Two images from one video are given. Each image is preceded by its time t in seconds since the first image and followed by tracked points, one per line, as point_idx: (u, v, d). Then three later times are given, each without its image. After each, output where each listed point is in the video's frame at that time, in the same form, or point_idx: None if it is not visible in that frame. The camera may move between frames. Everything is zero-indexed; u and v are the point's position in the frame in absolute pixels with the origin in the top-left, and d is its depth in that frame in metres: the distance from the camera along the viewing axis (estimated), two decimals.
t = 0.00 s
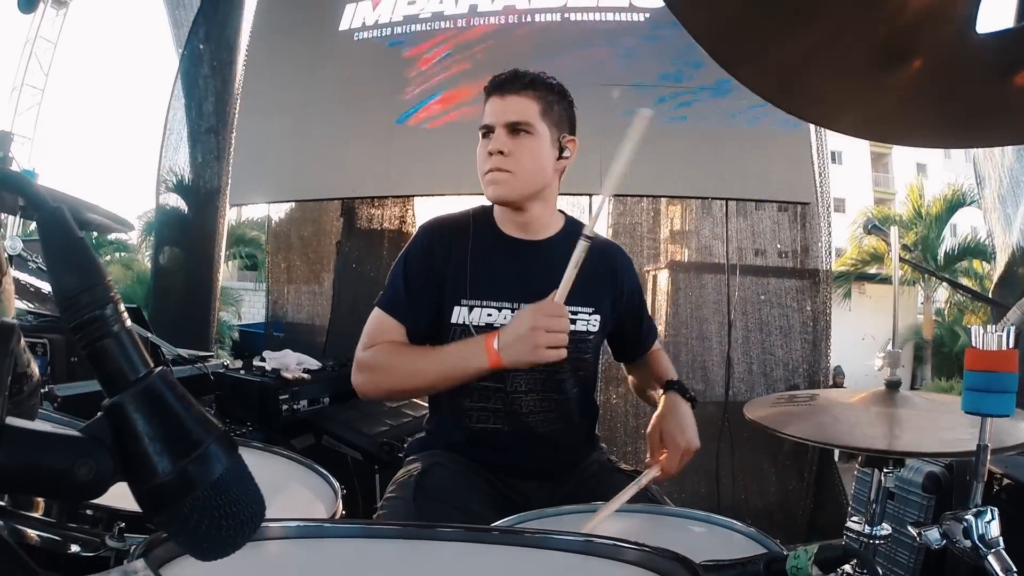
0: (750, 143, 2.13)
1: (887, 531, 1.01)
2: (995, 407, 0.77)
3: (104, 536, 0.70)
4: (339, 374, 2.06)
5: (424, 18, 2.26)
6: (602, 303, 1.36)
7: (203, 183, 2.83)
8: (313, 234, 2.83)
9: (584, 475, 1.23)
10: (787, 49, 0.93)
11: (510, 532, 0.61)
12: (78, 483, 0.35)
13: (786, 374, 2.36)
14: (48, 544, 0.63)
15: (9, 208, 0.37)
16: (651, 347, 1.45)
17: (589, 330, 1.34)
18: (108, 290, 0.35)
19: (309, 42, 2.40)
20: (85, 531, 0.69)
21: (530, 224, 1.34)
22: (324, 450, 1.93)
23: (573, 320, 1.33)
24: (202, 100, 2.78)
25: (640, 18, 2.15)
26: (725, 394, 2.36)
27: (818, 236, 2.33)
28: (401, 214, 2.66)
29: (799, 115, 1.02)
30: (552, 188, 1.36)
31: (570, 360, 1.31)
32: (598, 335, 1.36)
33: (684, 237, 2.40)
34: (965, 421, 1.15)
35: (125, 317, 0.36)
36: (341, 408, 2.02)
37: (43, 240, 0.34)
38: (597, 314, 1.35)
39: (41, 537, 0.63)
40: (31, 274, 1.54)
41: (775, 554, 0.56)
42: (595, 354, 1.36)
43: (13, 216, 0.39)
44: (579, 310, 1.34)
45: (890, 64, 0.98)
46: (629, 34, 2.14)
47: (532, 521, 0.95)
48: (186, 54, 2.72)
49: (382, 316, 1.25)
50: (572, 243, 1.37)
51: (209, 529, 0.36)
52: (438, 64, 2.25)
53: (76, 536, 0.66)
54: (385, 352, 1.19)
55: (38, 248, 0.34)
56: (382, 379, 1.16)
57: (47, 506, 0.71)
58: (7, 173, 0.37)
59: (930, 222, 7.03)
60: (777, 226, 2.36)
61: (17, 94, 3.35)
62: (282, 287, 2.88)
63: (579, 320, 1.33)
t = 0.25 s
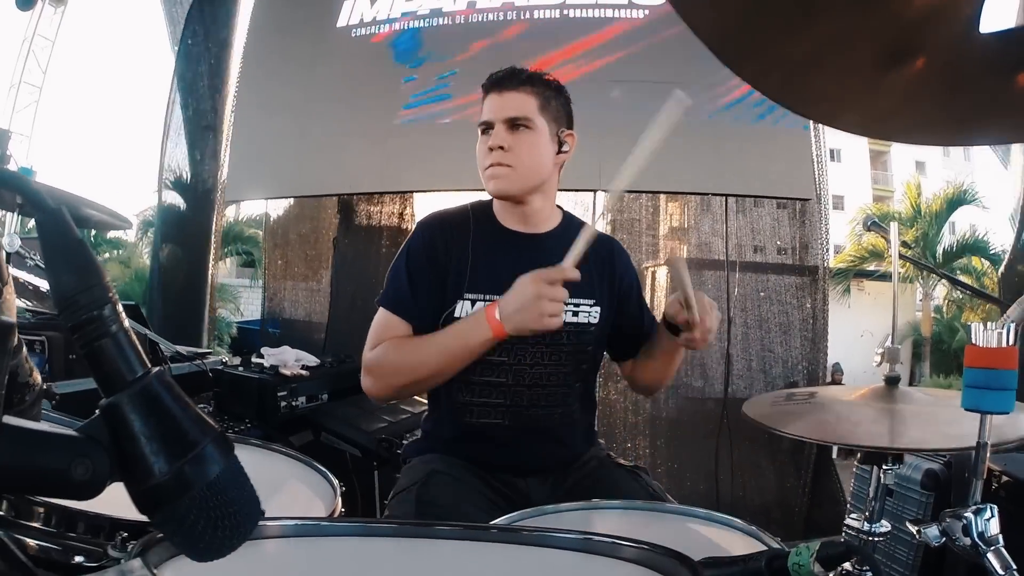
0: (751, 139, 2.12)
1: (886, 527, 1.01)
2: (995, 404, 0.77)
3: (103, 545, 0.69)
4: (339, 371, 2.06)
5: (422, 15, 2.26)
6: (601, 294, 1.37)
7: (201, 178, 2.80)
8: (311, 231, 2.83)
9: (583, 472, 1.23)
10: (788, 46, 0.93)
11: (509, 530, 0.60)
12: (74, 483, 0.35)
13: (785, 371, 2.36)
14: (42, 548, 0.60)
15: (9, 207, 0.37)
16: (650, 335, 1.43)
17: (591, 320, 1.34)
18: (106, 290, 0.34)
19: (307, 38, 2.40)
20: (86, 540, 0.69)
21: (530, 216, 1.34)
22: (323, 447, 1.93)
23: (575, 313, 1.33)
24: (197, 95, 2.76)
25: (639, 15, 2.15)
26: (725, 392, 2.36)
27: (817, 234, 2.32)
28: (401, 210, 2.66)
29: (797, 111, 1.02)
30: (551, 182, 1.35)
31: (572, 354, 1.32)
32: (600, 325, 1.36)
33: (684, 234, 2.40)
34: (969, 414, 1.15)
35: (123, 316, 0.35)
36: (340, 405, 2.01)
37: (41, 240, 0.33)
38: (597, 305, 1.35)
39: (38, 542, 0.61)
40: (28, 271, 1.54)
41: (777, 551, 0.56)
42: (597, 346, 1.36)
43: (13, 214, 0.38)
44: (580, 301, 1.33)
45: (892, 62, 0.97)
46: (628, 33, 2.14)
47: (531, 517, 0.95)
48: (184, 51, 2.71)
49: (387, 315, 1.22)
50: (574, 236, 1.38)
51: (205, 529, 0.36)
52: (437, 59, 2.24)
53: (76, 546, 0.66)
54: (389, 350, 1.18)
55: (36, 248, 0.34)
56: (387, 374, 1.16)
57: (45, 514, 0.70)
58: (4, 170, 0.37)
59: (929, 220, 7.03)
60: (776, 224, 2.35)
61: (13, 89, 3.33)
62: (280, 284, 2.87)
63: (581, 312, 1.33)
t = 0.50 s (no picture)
0: (751, 138, 2.13)
1: (887, 528, 1.01)
2: (994, 405, 0.77)
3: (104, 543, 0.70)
4: (339, 372, 2.06)
5: (423, 13, 2.27)
6: (604, 304, 1.37)
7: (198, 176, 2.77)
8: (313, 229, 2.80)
9: (583, 473, 1.24)
10: (786, 46, 0.93)
11: (510, 530, 0.60)
12: (76, 482, 0.35)
13: (787, 372, 2.36)
14: (43, 548, 0.60)
15: (8, 206, 0.37)
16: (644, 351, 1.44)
17: (595, 330, 1.35)
18: (105, 291, 0.34)
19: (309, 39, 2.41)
20: (87, 539, 0.69)
21: (542, 228, 1.34)
22: (324, 447, 1.93)
23: (579, 322, 1.33)
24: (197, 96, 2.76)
25: (641, 14, 2.15)
26: (726, 393, 2.36)
27: (818, 235, 2.32)
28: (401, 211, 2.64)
29: (792, 112, 1.03)
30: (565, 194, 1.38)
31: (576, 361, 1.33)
32: (602, 334, 1.37)
33: (684, 235, 2.39)
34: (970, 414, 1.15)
35: (123, 316, 0.35)
36: (340, 405, 2.01)
37: (39, 239, 0.33)
38: (601, 316, 1.35)
39: (39, 540, 0.61)
40: (30, 271, 1.54)
41: (776, 552, 0.56)
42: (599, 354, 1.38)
43: (13, 213, 0.38)
44: (586, 311, 1.33)
45: (892, 65, 0.97)
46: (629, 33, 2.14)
47: (531, 518, 0.95)
48: (183, 49, 2.70)
49: (393, 321, 1.22)
50: (579, 243, 1.39)
51: (207, 527, 0.36)
52: (437, 59, 2.23)
53: (76, 544, 0.65)
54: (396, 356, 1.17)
55: (34, 249, 0.34)
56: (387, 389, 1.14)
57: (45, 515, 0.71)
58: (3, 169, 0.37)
59: (931, 222, 7.02)
60: (777, 225, 2.34)
61: (15, 90, 3.34)
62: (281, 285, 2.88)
63: (586, 322, 1.33)
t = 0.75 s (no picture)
0: (753, 137, 2.13)
1: (887, 529, 1.01)
2: (995, 406, 0.77)
3: (105, 542, 0.69)
4: (340, 371, 2.06)
5: (424, 9, 2.26)
6: (607, 302, 1.37)
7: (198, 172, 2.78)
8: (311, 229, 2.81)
9: (583, 473, 1.24)
10: (790, 46, 0.93)
11: (510, 530, 0.61)
12: (76, 481, 0.35)
13: (788, 371, 2.36)
14: (42, 543, 0.61)
15: (11, 203, 0.37)
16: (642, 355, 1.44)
17: (596, 327, 1.34)
18: (108, 289, 0.34)
19: (311, 37, 2.41)
20: (86, 537, 0.69)
21: (542, 223, 1.35)
22: (324, 446, 1.93)
23: (581, 318, 1.32)
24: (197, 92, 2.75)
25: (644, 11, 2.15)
26: (727, 393, 2.36)
27: (820, 235, 2.32)
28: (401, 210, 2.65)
29: (797, 112, 1.02)
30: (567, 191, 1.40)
31: (577, 357, 1.31)
32: (603, 332, 1.36)
33: (685, 235, 2.39)
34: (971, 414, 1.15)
35: (125, 314, 0.35)
36: (341, 404, 2.01)
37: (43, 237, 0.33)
38: (603, 313, 1.35)
39: (38, 537, 0.61)
40: (31, 269, 1.53)
41: (777, 552, 0.56)
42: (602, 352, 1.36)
43: (16, 209, 0.38)
44: (587, 307, 1.33)
45: (895, 66, 0.97)
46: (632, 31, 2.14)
47: (532, 518, 0.95)
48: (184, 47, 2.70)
49: (395, 315, 1.23)
50: (581, 242, 1.39)
51: (207, 527, 0.36)
52: (439, 57, 2.23)
53: (76, 542, 0.66)
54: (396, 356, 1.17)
55: (38, 246, 0.34)
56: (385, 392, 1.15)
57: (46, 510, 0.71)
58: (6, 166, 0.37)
59: (932, 223, 7.01)
60: (780, 224, 2.34)
61: (15, 86, 3.33)
62: (282, 283, 2.87)
63: (587, 319, 1.33)
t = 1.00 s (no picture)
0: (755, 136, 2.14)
1: (887, 527, 1.01)
2: (994, 405, 0.76)
3: (106, 546, 0.69)
4: (340, 371, 2.06)
5: (425, 8, 2.25)
6: (605, 291, 1.37)
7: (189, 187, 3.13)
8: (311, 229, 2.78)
9: (584, 472, 1.24)
10: (792, 48, 0.92)
11: (509, 531, 0.60)
12: (76, 485, 0.35)
13: (789, 371, 2.36)
14: (43, 548, 0.61)
15: (11, 203, 0.37)
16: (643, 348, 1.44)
17: (597, 320, 1.35)
18: (108, 294, 0.34)
19: (310, 36, 2.41)
20: (88, 541, 0.69)
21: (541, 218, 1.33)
22: (324, 447, 1.93)
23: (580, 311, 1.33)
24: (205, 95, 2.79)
25: (647, 11, 2.15)
26: (728, 392, 2.36)
27: (819, 234, 2.32)
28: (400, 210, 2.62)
29: (797, 115, 1.01)
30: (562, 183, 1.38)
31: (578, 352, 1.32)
32: (604, 325, 1.37)
33: (685, 236, 2.38)
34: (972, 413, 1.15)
35: (126, 318, 0.35)
36: (341, 404, 2.01)
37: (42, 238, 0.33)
38: (602, 304, 1.36)
39: (39, 541, 0.61)
40: (31, 270, 1.53)
41: (777, 551, 0.56)
42: (603, 345, 1.37)
43: (16, 211, 0.38)
44: (586, 300, 1.34)
45: (895, 67, 0.96)
46: (633, 32, 2.14)
47: (532, 517, 0.95)
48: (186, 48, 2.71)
49: (390, 314, 1.22)
50: (581, 234, 1.39)
51: (206, 530, 0.36)
52: (439, 56, 2.23)
53: (77, 546, 0.66)
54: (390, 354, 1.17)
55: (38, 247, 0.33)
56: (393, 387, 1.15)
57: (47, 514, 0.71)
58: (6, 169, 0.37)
59: (932, 222, 7.00)
60: (781, 226, 2.33)
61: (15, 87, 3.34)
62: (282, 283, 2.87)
63: (587, 310, 1.34)
